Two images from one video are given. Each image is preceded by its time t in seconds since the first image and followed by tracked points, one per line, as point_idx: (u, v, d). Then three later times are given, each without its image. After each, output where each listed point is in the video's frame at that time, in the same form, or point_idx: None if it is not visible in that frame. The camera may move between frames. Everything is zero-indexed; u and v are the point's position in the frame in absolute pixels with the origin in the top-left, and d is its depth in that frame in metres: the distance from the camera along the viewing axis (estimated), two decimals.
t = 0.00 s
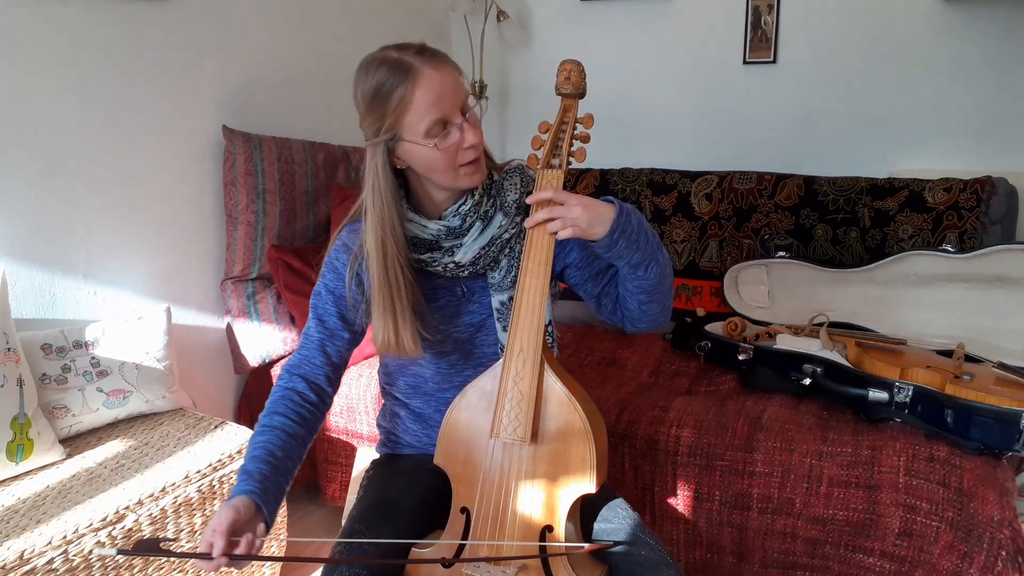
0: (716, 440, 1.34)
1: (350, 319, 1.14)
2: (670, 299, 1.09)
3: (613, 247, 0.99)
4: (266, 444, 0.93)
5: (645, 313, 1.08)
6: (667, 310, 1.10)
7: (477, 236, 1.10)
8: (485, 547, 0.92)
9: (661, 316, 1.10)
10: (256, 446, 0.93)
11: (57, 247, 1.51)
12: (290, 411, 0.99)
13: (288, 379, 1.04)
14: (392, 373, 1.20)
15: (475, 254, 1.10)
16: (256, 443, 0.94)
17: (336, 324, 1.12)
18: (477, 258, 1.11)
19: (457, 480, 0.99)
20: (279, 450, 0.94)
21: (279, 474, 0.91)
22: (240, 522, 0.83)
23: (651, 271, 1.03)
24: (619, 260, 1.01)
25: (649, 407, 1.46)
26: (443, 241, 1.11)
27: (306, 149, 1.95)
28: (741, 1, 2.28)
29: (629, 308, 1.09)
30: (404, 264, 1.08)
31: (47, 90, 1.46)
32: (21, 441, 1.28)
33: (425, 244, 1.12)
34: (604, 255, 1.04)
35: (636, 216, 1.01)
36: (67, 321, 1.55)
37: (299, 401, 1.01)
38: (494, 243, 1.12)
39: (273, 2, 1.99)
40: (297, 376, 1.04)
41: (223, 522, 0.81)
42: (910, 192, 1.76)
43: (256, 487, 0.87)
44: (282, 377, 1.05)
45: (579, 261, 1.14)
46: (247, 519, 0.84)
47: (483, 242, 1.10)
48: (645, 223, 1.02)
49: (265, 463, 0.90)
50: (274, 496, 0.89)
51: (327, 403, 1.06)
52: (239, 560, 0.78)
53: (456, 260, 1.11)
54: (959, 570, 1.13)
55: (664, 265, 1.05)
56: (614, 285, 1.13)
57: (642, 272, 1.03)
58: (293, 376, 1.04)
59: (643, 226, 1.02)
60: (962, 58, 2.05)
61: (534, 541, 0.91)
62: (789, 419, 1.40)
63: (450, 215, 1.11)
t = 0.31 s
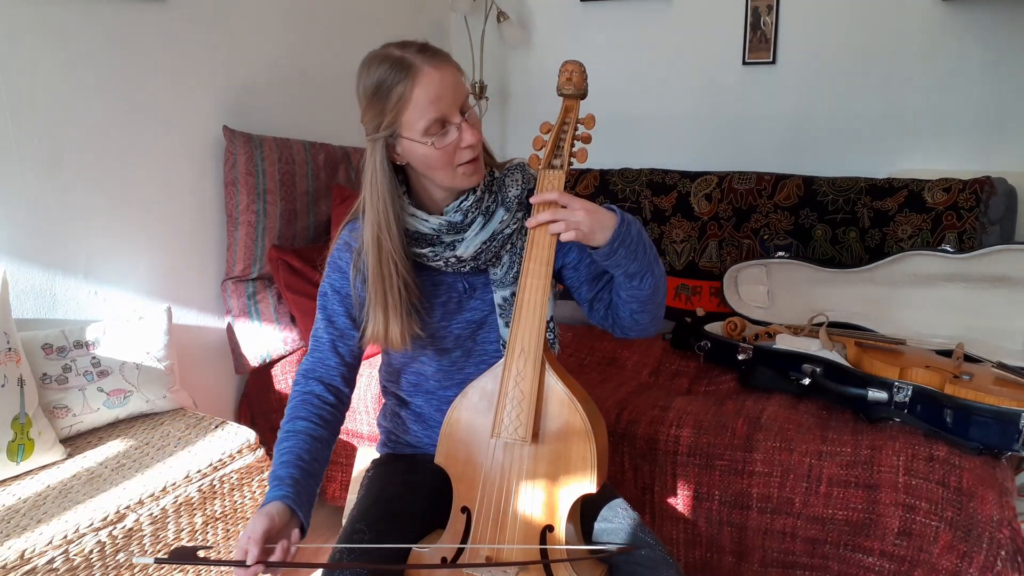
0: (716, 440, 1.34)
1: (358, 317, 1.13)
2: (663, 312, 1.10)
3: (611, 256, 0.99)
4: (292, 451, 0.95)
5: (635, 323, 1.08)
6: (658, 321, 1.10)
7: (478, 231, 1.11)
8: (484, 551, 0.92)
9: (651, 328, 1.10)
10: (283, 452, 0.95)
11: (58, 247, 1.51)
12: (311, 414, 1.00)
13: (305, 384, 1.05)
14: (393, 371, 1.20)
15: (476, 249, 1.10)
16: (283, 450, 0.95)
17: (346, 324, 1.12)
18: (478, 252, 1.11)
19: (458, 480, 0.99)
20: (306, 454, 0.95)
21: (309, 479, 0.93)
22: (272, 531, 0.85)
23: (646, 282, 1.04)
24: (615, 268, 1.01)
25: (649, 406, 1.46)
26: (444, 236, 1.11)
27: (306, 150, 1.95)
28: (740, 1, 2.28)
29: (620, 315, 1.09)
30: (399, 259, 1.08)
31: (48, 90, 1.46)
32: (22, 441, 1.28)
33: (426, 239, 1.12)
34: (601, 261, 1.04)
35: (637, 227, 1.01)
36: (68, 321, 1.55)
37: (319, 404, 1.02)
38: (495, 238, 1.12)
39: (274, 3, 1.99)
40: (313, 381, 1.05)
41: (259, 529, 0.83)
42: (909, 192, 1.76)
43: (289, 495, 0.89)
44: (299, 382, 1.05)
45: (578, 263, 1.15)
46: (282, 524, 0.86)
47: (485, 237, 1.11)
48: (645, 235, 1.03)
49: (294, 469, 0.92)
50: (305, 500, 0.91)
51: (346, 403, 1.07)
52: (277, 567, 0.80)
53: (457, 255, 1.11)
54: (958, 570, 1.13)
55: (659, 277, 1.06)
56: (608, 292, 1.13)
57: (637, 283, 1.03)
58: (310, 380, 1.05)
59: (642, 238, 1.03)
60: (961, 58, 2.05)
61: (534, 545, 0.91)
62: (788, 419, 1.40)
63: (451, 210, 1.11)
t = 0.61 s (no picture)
0: (716, 440, 1.34)
1: (364, 316, 1.13)
2: (658, 318, 1.10)
3: (610, 259, 0.99)
4: (315, 450, 0.98)
5: (629, 327, 1.08)
6: (653, 328, 1.10)
7: (480, 228, 1.10)
8: (487, 553, 0.91)
9: (645, 333, 1.10)
10: (307, 453, 0.97)
11: (58, 247, 1.51)
12: (328, 415, 1.03)
13: (319, 386, 1.07)
14: (393, 369, 1.20)
15: (478, 246, 1.10)
16: (307, 451, 0.98)
17: (352, 324, 1.13)
18: (479, 250, 1.11)
19: (460, 479, 0.98)
20: (329, 454, 0.98)
21: (333, 478, 0.96)
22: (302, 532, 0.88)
23: (642, 288, 1.03)
24: (612, 272, 1.01)
25: (649, 406, 1.46)
26: (445, 233, 1.11)
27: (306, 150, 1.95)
28: (740, 1, 2.28)
29: (615, 319, 1.09)
30: (401, 255, 1.09)
31: (48, 91, 1.46)
32: (22, 441, 1.28)
33: (427, 236, 1.12)
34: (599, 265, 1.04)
35: (636, 232, 1.01)
36: (68, 321, 1.55)
37: (335, 405, 1.05)
38: (497, 236, 1.12)
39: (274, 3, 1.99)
40: (327, 382, 1.07)
41: (289, 530, 0.87)
42: (909, 192, 1.76)
43: (316, 495, 0.92)
44: (312, 385, 1.07)
45: (577, 264, 1.16)
46: (311, 525, 0.90)
47: (486, 234, 1.10)
48: (644, 242, 1.03)
49: (320, 468, 0.95)
50: (333, 498, 0.94)
51: (361, 401, 1.09)
52: (306, 568, 0.84)
53: (459, 252, 1.10)
54: (958, 570, 1.13)
55: (656, 283, 1.06)
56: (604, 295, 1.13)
57: (633, 288, 1.03)
58: (323, 382, 1.07)
59: (641, 244, 1.02)
60: (961, 58, 2.05)
61: (537, 548, 0.90)
62: (788, 419, 1.40)
63: (452, 207, 1.11)
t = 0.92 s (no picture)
0: (716, 440, 1.34)
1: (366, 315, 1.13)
2: (656, 320, 1.10)
3: (609, 261, 0.99)
4: (331, 450, 0.98)
5: (628, 329, 1.09)
6: (651, 330, 1.11)
7: (480, 228, 1.10)
8: (488, 553, 0.91)
9: (643, 335, 1.11)
10: (323, 453, 0.98)
11: (58, 247, 1.51)
12: (341, 416, 1.03)
13: (328, 389, 1.07)
14: (392, 370, 1.20)
15: (478, 246, 1.10)
16: (323, 451, 0.98)
17: (358, 325, 1.13)
18: (479, 250, 1.11)
19: (460, 480, 0.98)
20: (347, 452, 0.99)
21: (352, 475, 0.96)
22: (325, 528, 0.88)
23: (641, 290, 1.04)
24: (612, 274, 1.02)
25: (649, 406, 1.46)
26: (445, 231, 1.10)
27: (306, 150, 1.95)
28: (740, 1, 2.28)
29: (614, 321, 1.10)
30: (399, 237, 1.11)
31: (49, 90, 1.46)
32: (22, 441, 1.28)
33: (425, 234, 1.10)
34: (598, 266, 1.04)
35: (636, 234, 1.02)
36: (68, 321, 1.55)
37: (346, 406, 1.05)
38: (496, 236, 1.12)
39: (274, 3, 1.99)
40: (336, 385, 1.07)
41: (312, 529, 0.87)
42: (909, 192, 1.75)
43: (337, 493, 0.92)
44: (321, 388, 1.08)
45: (576, 265, 1.16)
46: (333, 523, 0.90)
47: (486, 234, 1.10)
48: (644, 244, 1.03)
49: (338, 467, 0.96)
50: (353, 497, 0.95)
51: (370, 402, 1.10)
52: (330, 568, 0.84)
53: (458, 251, 1.10)
54: (958, 570, 1.13)
55: (655, 286, 1.06)
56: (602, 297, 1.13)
57: (632, 290, 1.04)
58: (332, 385, 1.08)
59: (641, 245, 1.03)
60: (961, 58, 2.05)
61: (538, 550, 0.90)
62: (789, 419, 1.40)
63: (452, 205, 1.10)
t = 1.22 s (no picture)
0: (716, 440, 1.34)
1: (367, 314, 1.13)
2: (650, 323, 1.10)
3: (602, 261, 0.99)
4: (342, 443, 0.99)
5: (622, 331, 1.09)
6: (644, 332, 1.11)
7: (478, 226, 1.10)
8: (483, 554, 0.91)
9: (637, 338, 1.11)
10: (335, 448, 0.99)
11: (58, 247, 1.51)
12: (350, 412, 1.04)
13: (335, 389, 1.08)
14: (391, 370, 1.20)
15: (476, 244, 1.10)
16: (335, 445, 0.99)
17: (360, 325, 1.13)
18: (477, 248, 1.11)
19: (456, 480, 0.98)
20: (359, 445, 1.00)
21: (365, 467, 0.98)
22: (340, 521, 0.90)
23: (634, 292, 1.04)
24: (605, 274, 1.02)
25: (649, 407, 1.47)
26: (443, 229, 1.09)
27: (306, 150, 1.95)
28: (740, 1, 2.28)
29: (608, 322, 1.10)
30: (398, 235, 1.12)
31: (49, 90, 1.46)
32: (22, 441, 1.28)
33: (423, 233, 1.10)
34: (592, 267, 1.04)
35: (629, 235, 1.02)
36: (67, 322, 1.55)
37: (354, 403, 1.06)
38: (495, 235, 1.12)
39: (274, 3, 1.99)
40: (342, 384, 1.08)
41: (331, 518, 0.89)
42: (910, 192, 1.75)
43: (352, 484, 0.94)
44: (328, 388, 1.08)
45: (572, 266, 1.16)
46: (351, 513, 0.92)
47: (485, 233, 1.11)
48: (637, 245, 1.03)
49: (351, 459, 0.97)
50: (367, 487, 0.97)
51: (377, 400, 1.10)
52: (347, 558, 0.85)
53: (456, 250, 1.09)
54: (958, 570, 1.13)
55: (648, 288, 1.06)
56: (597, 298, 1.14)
57: (625, 292, 1.04)
58: (338, 385, 1.08)
59: (634, 247, 1.03)
60: (961, 58, 2.05)
61: (534, 550, 0.90)
62: (789, 419, 1.40)
63: (450, 203, 1.10)
